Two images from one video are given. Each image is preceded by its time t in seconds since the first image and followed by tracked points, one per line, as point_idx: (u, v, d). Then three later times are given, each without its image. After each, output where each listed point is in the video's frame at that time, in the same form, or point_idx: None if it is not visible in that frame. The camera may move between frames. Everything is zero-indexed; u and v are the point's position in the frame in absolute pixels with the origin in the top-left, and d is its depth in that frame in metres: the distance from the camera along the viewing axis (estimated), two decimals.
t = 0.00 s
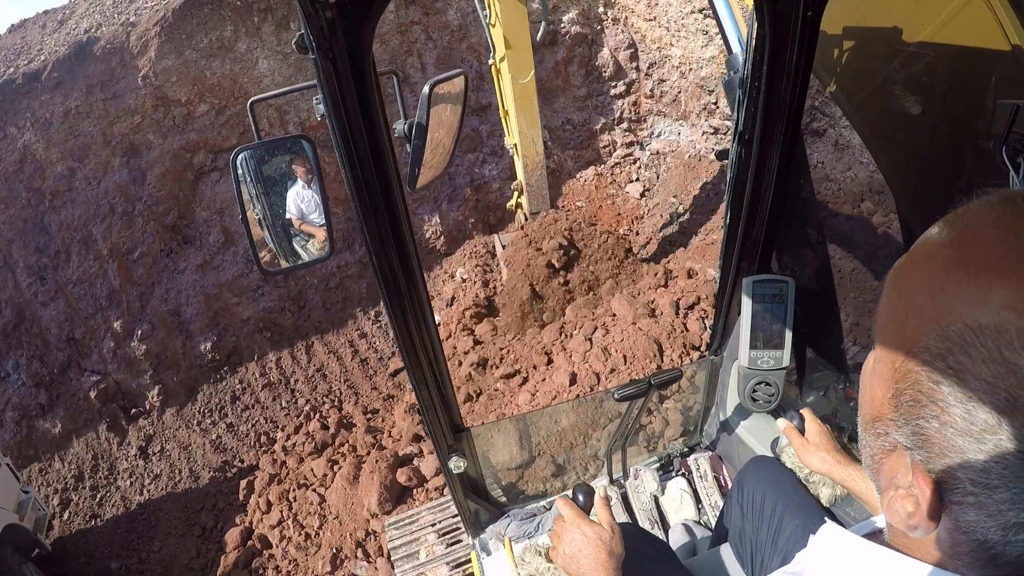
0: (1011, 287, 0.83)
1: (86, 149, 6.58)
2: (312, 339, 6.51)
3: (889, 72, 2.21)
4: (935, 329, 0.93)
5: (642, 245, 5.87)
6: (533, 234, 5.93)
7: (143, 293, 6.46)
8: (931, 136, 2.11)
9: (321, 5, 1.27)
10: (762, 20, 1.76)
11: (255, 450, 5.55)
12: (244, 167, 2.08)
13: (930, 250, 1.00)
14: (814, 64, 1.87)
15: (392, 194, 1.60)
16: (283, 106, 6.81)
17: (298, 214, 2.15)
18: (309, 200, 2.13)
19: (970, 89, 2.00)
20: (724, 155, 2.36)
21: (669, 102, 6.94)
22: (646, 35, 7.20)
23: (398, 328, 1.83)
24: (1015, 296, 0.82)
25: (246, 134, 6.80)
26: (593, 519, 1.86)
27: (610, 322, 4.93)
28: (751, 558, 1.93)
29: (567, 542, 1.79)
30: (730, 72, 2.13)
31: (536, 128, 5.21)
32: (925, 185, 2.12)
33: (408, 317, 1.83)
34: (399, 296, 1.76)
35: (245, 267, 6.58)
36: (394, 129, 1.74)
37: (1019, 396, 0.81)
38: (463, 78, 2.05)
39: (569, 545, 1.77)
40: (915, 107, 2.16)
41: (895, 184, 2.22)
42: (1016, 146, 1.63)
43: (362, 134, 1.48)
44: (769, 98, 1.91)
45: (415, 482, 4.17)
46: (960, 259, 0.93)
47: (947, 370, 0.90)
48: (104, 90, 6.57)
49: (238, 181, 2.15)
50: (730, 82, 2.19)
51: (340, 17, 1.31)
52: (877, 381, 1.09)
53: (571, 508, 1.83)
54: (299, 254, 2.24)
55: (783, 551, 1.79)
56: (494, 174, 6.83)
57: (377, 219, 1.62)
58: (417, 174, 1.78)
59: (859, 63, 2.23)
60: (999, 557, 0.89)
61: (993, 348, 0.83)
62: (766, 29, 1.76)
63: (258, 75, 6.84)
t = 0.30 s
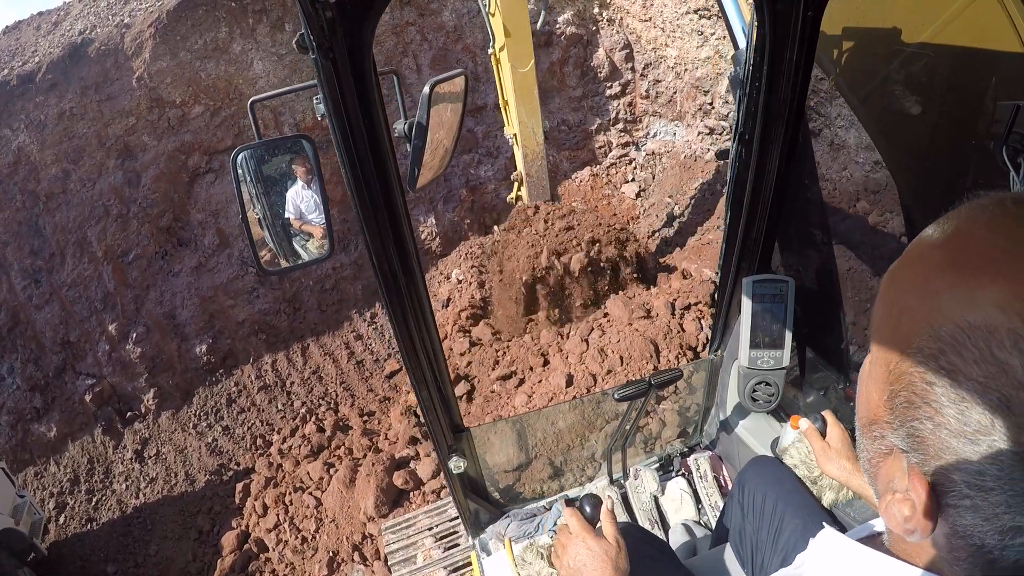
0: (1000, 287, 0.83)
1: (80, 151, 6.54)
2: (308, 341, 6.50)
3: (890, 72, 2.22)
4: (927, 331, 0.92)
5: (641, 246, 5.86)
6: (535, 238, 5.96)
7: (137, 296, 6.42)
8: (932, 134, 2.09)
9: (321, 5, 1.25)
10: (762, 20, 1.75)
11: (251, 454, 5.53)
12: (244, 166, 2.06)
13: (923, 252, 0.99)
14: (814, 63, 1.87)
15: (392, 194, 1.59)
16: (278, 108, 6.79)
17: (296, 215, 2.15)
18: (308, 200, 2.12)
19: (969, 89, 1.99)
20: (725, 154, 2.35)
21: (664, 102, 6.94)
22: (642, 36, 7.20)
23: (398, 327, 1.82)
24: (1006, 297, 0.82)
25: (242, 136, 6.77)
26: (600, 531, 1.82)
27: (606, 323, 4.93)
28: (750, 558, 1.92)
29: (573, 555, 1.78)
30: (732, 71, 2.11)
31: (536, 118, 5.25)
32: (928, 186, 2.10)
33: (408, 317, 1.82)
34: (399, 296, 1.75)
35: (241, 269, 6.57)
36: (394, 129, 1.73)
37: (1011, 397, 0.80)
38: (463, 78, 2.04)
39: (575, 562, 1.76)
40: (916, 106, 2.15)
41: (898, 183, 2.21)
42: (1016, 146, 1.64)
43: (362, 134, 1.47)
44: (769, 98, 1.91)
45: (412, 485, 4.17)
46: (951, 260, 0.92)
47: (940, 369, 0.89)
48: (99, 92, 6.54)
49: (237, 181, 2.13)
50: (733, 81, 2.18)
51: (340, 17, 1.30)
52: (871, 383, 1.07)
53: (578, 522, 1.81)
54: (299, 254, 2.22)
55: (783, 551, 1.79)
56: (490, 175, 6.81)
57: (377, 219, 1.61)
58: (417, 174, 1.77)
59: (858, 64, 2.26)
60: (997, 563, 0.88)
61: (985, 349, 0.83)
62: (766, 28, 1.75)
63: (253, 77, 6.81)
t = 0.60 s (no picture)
0: None
1: (75, 153, 6.53)
2: (305, 342, 6.48)
3: (889, 71, 2.13)
4: (957, 330, 0.88)
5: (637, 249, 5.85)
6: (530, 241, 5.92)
7: (133, 298, 6.39)
8: (931, 137, 2.01)
9: (321, 5, 1.23)
10: (762, 20, 1.75)
11: (248, 456, 5.51)
12: (244, 167, 2.06)
13: (949, 245, 0.94)
14: (813, 64, 1.88)
15: (393, 194, 1.58)
16: (274, 110, 6.79)
17: (297, 214, 2.14)
18: (308, 200, 2.11)
19: (968, 89, 1.89)
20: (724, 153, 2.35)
21: (660, 103, 6.97)
22: (637, 37, 7.19)
23: (398, 327, 1.81)
24: (1012, 297, 0.80)
25: (237, 138, 6.75)
26: (578, 536, 1.83)
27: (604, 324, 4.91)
28: (750, 558, 1.92)
29: (553, 558, 1.76)
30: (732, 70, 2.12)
31: (535, 99, 5.20)
32: (927, 187, 2.01)
33: (409, 317, 1.81)
34: (399, 296, 1.74)
35: (237, 272, 6.59)
36: (394, 129, 1.71)
37: None
38: (463, 77, 2.03)
39: (556, 562, 1.74)
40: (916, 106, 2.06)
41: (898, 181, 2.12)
42: (1016, 146, 1.63)
43: (362, 134, 1.46)
44: (768, 98, 1.91)
45: (410, 488, 4.16)
46: (980, 255, 0.88)
47: (969, 372, 0.86)
48: (94, 95, 6.56)
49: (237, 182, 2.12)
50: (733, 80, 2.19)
51: (340, 17, 1.28)
52: (889, 379, 1.06)
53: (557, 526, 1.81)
54: (299, 255, 2.19)
55: (783, 550, 1.79)
56: (486, 176, 6.78)
57: (377, 219, 1.60)
58: (417, 174, 1.76)
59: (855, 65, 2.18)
60: (1010, 565, 0.88)
61: (1019, 351, 0.79)
62: (766, 28, 1.76)
63: (248, 78, 6.80)
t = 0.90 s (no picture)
0: None
1: (76, 153, 6.54)
2: (306, 342, 6.49)
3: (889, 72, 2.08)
4: (987, 337, 0.85)
5: (641, 238, 5.77)
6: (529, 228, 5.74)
7: (134, 298, 6.41)
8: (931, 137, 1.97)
9: (321, 4, 1.23)
10: (762, 20, 1.75)
11: (249, 455, 5.52)
12: (243, 167, 2.06)
13: (971, 249, 0.92)
14: (814, 64, 1.87)
15: (392, 194, 1.58)
16: (274, 109, 6.80)
17: (296, 214, 2.15)
18: (308, 199, 2.11)
19: (968, 90, 1.83)
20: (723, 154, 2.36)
21: (661, 103, 6.98)
22: (638, 36, 7.19)
23: (398, 326, 1.81)
24: None
25: (237, 138, 6.74)
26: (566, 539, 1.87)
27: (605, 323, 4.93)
28: (750, 557, 1.92)
29: (540, 561, 1.83)
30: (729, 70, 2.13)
31: (535, 78, 5.29)
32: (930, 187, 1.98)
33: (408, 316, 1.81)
34: (399, 296, 1.74)
35: (238, 271, 6.58)
36: (394, 129, 1.71)
37: None
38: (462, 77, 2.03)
39: (544, 568, 1.79)
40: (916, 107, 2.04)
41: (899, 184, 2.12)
42: (1015, 146, 1.60)
43: (362, 134, 1.45)
44: (769, 99, 1.91)
45: (410, 487, 4.17)
46: (1002, 259, 0.86)
47: (1001, 381, 0.82)
48: (95, 95, 6.58)
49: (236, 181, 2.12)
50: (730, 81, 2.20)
51: (340, 16, 1.27)
52: (907, 387, 1.01)
53: (543, 531, 1.86)
54: (299, 254, 2.21)
55: (783, 551, 1.80)
56: (487, 175, 6.75)
57: (377, 219, 1.60)
58: (417, 174, 1.77)
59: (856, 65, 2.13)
60: None
61: None
62: (766, 29, 1.76)
63: (248, 78, 6.80)
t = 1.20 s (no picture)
0: None
1: (88, 148, 6.62)
2: (315, 337, 6.55)
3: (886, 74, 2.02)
4: (974, 327, 0.85)
5: (650, 241, 5.89)
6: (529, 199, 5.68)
7: (145, 292, 6.48)
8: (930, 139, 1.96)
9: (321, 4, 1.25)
10: (762, 20, 1.77)
11: (257, 449, 5.58)
12: (243, 167, 2.10)
13: (958, 244, 0.92)
14: (814, 64, 1.88)
15: (392, 194, 1.59)
16: (285, 106, 6.86)
17: (296, 214, 2.17)
18: (308, 198, 2.14)
19: (968, 90, 1.80)
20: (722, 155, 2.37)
21: (671, 102, 6.95)
22: (648, 36, 7.20)
23: (398, 327, 1.82)
24: (1023, 287, 0.79)
25: (248, 135, 6.80)
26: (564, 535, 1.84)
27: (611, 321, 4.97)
28: (751, 557, 1.93)
29: (539, 559, 1.83)
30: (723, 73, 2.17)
31: (535, 57, 5.58)
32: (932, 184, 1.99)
33: (409, 316, 1.82)
34: (399, 296, 1.75)
35: (248, 266, 6.62)
36: (394, 129, 1.73)
37: None
38: (462, 78, 2.05)
39: (543, 566, 1.80)
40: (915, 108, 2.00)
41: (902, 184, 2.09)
42: (1017, 146, 1.58)
43: (361, 134, 1.47)
44: (769, 98, 1.92)
45: (418, 480, 4.19)
46: (989, 251, 0.86)
47: (989, 367, 0.83)
48: (108, 90, 6.61)
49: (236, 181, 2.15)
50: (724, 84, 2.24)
51: (340, 17, 1.30)
52: (899, 382, 1.02)
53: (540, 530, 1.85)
54: (299, 254, 2.23)
55: (783, 551, 1.81)
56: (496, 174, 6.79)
57: (377, 219, 1.61)
58: (416, 173, 1.79)
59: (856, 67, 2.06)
60: None
61: None
62: (766, 28, 1.77)
63: (260, 75, 6.88)
